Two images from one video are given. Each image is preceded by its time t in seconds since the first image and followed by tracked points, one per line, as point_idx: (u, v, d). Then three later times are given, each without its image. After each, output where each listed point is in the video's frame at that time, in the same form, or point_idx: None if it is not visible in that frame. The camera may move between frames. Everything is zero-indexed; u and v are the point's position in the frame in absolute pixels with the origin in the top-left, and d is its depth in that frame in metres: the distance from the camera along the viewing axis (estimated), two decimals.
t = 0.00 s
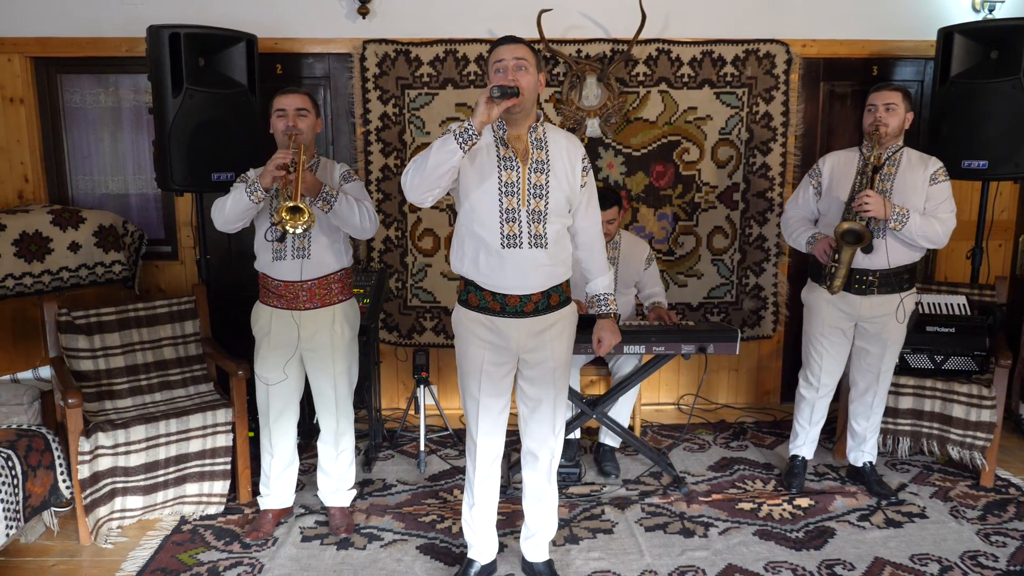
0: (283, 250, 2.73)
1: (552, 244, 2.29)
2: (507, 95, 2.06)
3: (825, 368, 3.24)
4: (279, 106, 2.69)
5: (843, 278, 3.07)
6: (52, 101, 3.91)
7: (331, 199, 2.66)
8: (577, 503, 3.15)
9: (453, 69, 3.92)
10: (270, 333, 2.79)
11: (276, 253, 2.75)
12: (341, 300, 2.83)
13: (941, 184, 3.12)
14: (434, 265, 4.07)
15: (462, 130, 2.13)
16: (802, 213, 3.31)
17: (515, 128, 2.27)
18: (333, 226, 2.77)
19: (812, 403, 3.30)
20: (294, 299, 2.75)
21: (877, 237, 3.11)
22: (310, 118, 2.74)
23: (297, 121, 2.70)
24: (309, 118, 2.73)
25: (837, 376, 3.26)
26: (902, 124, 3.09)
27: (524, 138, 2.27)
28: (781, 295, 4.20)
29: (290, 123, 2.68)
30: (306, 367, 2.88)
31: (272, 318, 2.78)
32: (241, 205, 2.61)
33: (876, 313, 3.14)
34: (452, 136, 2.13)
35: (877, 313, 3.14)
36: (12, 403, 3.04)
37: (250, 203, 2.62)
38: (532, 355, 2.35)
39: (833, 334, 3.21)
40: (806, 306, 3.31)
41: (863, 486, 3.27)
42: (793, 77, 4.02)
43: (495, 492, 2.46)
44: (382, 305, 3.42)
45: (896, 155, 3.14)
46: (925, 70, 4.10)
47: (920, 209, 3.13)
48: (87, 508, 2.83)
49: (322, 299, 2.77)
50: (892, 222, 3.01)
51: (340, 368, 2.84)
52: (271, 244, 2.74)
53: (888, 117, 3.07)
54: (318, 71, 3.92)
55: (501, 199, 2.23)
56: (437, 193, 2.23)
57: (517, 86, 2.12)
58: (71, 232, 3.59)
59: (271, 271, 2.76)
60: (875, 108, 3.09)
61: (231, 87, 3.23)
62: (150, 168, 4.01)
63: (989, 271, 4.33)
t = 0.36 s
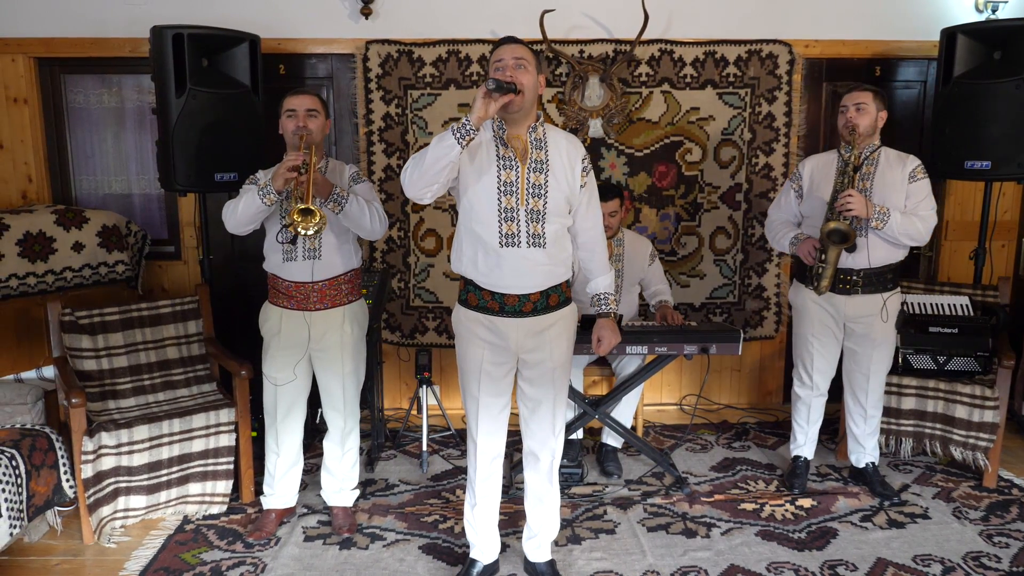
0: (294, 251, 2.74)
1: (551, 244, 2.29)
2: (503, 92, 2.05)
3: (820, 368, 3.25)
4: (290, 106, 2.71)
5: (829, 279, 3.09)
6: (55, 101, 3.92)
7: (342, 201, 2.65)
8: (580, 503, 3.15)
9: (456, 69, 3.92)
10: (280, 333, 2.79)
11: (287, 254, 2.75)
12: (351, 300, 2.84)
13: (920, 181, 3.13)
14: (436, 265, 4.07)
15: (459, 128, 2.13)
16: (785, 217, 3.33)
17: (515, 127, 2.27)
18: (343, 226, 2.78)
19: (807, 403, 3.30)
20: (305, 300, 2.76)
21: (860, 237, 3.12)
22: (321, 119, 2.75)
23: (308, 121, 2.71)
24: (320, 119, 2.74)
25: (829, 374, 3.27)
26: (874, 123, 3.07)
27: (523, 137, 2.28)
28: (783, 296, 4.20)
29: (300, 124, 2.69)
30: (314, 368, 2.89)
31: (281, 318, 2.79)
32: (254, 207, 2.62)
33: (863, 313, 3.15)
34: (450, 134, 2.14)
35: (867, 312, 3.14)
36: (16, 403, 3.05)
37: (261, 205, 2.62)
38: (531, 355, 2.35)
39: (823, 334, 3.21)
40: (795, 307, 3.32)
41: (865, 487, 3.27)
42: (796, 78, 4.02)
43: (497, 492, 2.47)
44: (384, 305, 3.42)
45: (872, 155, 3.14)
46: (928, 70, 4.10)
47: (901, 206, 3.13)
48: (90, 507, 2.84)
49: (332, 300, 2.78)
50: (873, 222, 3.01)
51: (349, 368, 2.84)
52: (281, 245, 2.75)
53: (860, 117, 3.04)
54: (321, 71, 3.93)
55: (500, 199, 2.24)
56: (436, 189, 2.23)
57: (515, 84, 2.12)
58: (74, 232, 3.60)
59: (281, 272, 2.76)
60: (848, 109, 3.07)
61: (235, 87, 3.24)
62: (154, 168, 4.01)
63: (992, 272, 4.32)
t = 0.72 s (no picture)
0: (302, 251, 2.74)
1: (551, 244, 2.29)
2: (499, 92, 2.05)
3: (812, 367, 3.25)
4: (300, 109, 2.72)
5: (813, 279, 3.09)
6: (58, 101, 3.92)
7: (351, 201, 2.65)
8: (582, 503, 3.15)
9: (458, 70, 3.92)
10: (288, 334, 2.80)
11: (295, 254, 2.76)
12: (357, 301, 2.84)
13: (899, 180, 3.12)
14: (438, 265, 4.07)
15: (457, 128, 2.13)
16: (767, 218, 3.35)
17: (514, 128, 2.27)
18: (351, 227, 2.78)
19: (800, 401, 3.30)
20: (312, 301, 2.76)
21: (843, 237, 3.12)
22: (331, 122, 2.76)
23: (318, 124, 2.72)
24: (329, 122, 2.75)
25: (822, 372, 3.27)
26: (851, 122, 3.07)
27: (522, 138, 2.28)
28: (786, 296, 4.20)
29: (311, 127, 2.70)
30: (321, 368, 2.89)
31: (289, 318, 2.79)
32: (264, 206, 2.62)
33: (850, 314, 3.15)
34: (448, 135, 2.14)
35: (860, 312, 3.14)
36: (19, 403, 3.05)
37: (270, 205, 2.63)
38: (532, 355, 2.35)
39: (813, 334, 3.22)
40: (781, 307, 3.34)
41: (868, 487, 3.27)
42: (798, 78, 4.02)
43: (500, 492, 2.47)
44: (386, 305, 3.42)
45: (852, 155, 3.14)
46: (931, 71, 4.09)
47: (881, 205, 3.13)
48: (93, 507, 2.85)
49: (339, 301, 2.79)
50: (855, 222, 3.02)
51: (355, 369, 2.84)
52: (289, 245, 2.76)
53: (837, 116, 3.05)
54: (324, 72, 3.94)
55: (499, 199, 2.24)
56: (435, 190, 2.24)
57: (512, 84, 2.12)
58: (77, 232, 3.61)
59: (289, 272, 2.77)
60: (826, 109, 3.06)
61: (237, 88, 3.25)
62: (156, 168, 4.02)
63: (995, 272, 4.31)
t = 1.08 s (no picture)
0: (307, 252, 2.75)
1: (552, 244, 2.29)
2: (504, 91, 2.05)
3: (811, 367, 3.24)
4: (311, 110, 2.72)
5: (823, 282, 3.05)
6: (61, 101, 3.93)
7: (362, 212, 2.68)
8: (584, 503, 3.15)
9: (460, 70, 3.92)
10: (292, 335, 2.80)
11: (300, 256, 2.76)
12: (363, 301, 2.85)
13: (889, 179, 3.20)
14: (440, 266, 4.08)
15: (462, 126, 2.14)
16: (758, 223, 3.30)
17: (516, 128, 2.28)
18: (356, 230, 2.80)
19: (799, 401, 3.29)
20: (317, 301, 2.77)
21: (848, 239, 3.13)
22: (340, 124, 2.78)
23: (329, 125, 2.73)
24: (339, 124, 2.77)
25: (821, 372, 3.26)
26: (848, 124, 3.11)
27: (524, 138, 2.29)
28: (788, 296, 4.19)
29: (322, 128, 2.71)
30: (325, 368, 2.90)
31: (294, 319, 2.80)
32: (274, 215, 2.63)
33: (852, 312, 3.16)
34: (452, 133, 2.15)
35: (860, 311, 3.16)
36: (22, 403, 3.06)
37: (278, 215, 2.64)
38: (533, 355, 2.35)
39: (813, 333, 3.22)
40: (780, 308, 3.33)
41: (870, 488, 3.27)
42: (800, 78, 4.02)
43: (501, 492, 2.47)
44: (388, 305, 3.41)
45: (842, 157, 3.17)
46: (933, 71, 4.09)
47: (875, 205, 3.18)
48: (96, 506, 2.85)
49: (344, 301, 2.79)
50: (865, 224, 3.04)
51: (359, 369, 2.85)
52: (295, 246, 2.76)
53: (840, 119, 3.07)
54: (326, 72, 3.94)
55: (500, 199, 2.24)
56: (439, 188, 2.24)
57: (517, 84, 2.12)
58: (80, 232, 3.62)
59: (294, 273, 2.77)
60: (829, 112, 3.06)
61: (240, 88, 3.25)
62: (159, 168, 4.03)
63: (998, 272, 4.30)
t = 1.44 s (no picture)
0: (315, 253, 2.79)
1: (553, 245, 2.29)
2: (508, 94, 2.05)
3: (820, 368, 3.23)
4: (320, 109, 2.74)
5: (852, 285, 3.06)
6: (64, 101, 3.94)
7: (382, 242, 2.78)
8: (585, 503, 3.15)
9: (462, 70, 3.93)
10: (298, 336, 2.81)
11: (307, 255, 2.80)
12: (370, 301, 2.86)
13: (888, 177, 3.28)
14: (442, 266, 4.08)
15: (468, 126, 2.15)
16: (769, 227, 3.18)
17: (519, 129, 2.28)
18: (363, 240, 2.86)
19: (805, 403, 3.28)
20: (324, 302, 2.80)
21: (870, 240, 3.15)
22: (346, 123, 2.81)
23: (339, 125, 2.77)
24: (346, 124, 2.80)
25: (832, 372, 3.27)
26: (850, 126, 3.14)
27: (526, 139, 2.29)
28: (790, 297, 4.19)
29: (332, 128, 2.74)
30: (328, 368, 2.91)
31: (301, 319, 2.80)
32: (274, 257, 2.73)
33: (865, 310, 3.19)
34: (458, 133, 2.15)
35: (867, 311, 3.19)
36: (25, 402, 3.06)
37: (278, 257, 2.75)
38: (534, 354, 2.36)
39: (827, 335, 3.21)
40: (790, 309, 3.28)
41: (872, 489, 3.26)
42: (802, 78, 4.02)
43: (502, 492, 2.47)
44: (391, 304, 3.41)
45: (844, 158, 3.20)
46: (936, 71, 4.09)
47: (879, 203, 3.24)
48: (99, 505, 2.86)
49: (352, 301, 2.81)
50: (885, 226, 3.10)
51: (366, 367, 2.86)
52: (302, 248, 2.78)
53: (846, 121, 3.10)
54: (328, 72, 3.95)
55: (502, 199, 2.25)
56: (443, 188, 2.24)
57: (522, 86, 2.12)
58: (83, 232, 3.63)
59: (301, 274, 2.79)
60: (834, 113, 3.08)
61: (242, 88, 3.25)
62: (162, 168, 4.03)
63: (1000, 271, 4.30)
